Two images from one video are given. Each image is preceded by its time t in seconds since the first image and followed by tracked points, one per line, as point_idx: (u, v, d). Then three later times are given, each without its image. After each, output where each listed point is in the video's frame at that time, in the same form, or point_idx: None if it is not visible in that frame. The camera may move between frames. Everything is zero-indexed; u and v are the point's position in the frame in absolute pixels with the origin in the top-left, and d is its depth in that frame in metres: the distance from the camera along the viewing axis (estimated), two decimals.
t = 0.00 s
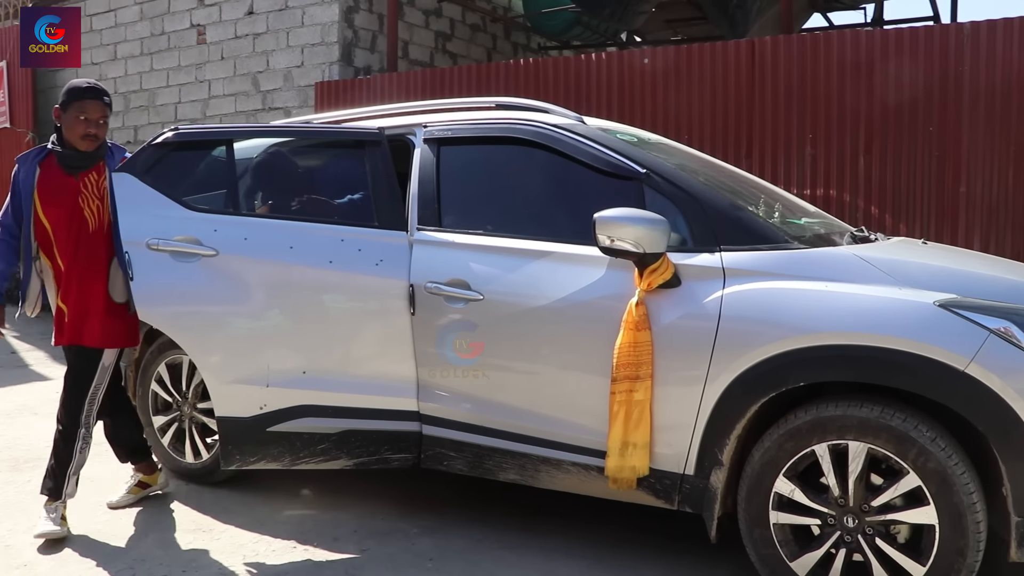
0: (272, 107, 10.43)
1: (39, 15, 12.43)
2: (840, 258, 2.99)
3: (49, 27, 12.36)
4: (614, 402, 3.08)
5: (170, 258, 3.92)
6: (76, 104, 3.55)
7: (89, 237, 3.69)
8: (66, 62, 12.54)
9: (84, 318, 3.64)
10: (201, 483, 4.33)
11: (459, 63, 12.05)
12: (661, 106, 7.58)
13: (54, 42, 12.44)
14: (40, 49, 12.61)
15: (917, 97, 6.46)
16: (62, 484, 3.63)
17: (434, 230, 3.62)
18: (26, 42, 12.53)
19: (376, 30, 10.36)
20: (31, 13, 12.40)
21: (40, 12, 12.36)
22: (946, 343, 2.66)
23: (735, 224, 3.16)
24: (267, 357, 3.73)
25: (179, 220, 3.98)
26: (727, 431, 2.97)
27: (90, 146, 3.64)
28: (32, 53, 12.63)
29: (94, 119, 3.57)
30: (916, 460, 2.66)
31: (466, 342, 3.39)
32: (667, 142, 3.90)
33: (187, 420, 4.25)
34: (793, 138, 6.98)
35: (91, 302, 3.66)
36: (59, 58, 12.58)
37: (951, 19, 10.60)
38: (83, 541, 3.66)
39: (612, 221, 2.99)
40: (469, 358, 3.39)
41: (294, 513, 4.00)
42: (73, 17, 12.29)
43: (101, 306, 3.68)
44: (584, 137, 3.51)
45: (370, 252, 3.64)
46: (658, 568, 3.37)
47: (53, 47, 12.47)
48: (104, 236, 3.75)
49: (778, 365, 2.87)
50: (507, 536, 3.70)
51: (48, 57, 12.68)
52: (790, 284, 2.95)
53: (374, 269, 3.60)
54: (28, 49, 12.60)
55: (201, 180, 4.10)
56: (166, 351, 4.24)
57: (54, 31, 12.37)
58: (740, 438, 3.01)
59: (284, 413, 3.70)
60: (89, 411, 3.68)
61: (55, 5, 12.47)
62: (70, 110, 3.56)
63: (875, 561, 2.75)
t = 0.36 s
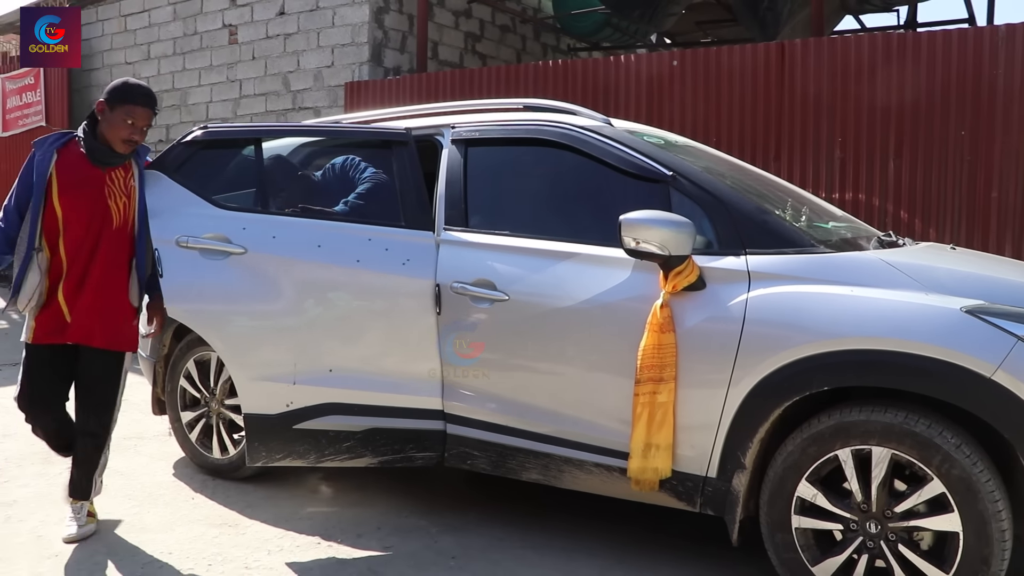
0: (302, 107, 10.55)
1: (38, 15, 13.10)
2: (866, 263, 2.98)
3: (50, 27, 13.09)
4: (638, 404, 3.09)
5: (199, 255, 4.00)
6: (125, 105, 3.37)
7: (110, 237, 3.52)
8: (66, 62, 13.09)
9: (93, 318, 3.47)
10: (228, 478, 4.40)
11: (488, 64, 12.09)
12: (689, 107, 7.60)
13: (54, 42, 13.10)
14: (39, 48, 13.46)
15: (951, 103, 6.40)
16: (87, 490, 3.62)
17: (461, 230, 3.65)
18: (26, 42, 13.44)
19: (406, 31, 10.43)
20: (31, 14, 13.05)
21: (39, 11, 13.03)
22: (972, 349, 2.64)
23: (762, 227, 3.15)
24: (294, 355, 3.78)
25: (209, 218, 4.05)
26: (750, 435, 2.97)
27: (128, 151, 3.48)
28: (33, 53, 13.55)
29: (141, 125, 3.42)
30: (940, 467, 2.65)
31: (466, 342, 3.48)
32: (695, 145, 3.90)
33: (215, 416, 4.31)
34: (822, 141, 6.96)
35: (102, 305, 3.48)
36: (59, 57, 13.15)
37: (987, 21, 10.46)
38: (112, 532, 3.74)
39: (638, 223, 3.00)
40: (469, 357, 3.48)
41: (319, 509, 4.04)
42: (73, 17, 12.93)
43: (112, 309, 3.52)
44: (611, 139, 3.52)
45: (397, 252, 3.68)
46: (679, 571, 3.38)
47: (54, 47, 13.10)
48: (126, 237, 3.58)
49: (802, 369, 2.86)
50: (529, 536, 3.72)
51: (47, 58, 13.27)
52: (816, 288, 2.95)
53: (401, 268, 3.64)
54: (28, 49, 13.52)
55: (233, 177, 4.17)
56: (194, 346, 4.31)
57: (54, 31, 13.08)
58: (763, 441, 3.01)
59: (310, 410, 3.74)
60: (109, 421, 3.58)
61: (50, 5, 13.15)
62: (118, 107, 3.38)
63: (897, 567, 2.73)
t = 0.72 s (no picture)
0: (318, 107, 10.61)
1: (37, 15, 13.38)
2: (880, 264, 2.99)
3: (50, 27, 13.52)
4: (651, 404, 3.11)
5: (216, 254, 4.03)
6: (150, 96, 3.16)
7: (139, 237, 3.34)
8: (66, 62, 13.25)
9: (133, 324, 3.29)
10: (244, 475, 4.44)
11: (504, 64, 12.12)
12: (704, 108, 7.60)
13: (54, 42, 13.45)
14: (39, 49, 13.65)
15: (969, 105, 6.38)
16: (105, 482, 3.64)
17: (476, 230, 3.68)
18: (26, 43, 13.53)
19: (422, 31, 10.47)
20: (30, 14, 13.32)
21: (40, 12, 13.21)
22: (987, 351, 2.64)
23: (777, 229, 3.16)
24: (310, 354, 3.81)
25: (227, 217, 4.09)
26: (763, 435, 2.98)
27: (145, 146, 3.27)
28: (32, 53, 13.65)
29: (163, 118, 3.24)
30: (953, 468, 2.65)
31: (466, 342, 3.55)
32: (710, 146, 3.91)
33: (231, 414, 4.36)
34: (838, 141, 6.96)
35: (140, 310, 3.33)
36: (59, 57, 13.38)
37: (1007, 21, 10.38)
38: (131, 529, 3.79)
39: (652, 224, 3.02)
40: (468, 357, 3.55)
41: (334, 507, 4.08)
42: (74, 17, 13.24)
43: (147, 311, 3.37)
44: (626, 140, 3.54)
45: (412, 251, 3.71)
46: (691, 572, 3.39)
47: (54, 47, 13.44)
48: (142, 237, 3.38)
49: (815, 369, 2.87)
50: (543, 535, 3.74)
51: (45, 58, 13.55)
52: (829, 289, 2.95)
53: (417, 268, 3.67)
54: (28, 50, 13.60)
55: (250, 176, 4.21)
56: (209, 346, 4.35)
57: (54, 31, 13.48)
58: (776, 442, 3.02)
59: (326, 409, 3.77)
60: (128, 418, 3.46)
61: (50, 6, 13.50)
62: (142, 99, 3.17)
63: (910, 568, 2.74)
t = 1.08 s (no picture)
0: (327, 104, 10.65)
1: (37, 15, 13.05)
2: (888, 259, 3.00)
3: (49, 27, 13.11)
4: (661, 398, 3.13)
5: (227, 252, 4.06)
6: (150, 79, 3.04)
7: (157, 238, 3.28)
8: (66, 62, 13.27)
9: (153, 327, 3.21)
10: (256, 471, 4.49)
11: (513, 60, 12.13)
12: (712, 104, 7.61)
13: (54, 42, 13.20)
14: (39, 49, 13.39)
15: (980, 97, 6.37)
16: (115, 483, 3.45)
17: (486, 227, 3.71)
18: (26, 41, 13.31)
19: (431, 28, 10.50)
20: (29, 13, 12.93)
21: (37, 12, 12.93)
22: (994, 345, 2.65)
23: (784, 224, 3.18)
24: (321, 351, 3.84)
25: (238, 215, 4.13)
26: (772, 428, 2.99)
27: (150, 133, 3.14)
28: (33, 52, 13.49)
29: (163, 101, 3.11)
30: (960, 461, 2.67)
31: (466, 343, 3.61)
32: (719, 142, 3.92)
33: (244, 411, 4.40)
34: (847, 135, 6.96)
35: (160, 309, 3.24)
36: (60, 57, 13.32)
37: (1016, 14, 10.34)
38: (146, 525, 3.84)
39: (661, 220, 3.04)
40: (468, 358, 3.61)
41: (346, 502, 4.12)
42: (74, 18, 13.10)
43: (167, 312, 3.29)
44: (635, 136, 3.55)
45: (423, 248, 3.74)
46: (701, 565, 3.41)
47: (54, 47, 13.25)
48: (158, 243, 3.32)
49: (823, 364, 2.89)
50: (553, 529, 3.77)
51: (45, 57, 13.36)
52: (837, 284, 2.97)
53: (428, 265, 3.70)
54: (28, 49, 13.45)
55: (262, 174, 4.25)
56: (222, 342, 4.40)
57: (54, 31, 13.14)
58: (785, 436, 3.04)
59: (338, 405, 3.81)
60: (161, 415, 3.42)
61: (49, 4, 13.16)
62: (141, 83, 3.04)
63: (918, 560, 2.76)
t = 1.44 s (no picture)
0: (329, 102, 10.66)
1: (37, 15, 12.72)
2: (887, 258, 3.02)
3: (50, 27, 12.92)
4: (661, 395, 3.14)
5: (230, 249, 4.09)
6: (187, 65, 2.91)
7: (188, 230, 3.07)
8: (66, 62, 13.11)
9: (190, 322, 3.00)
10: (257, 468, 4.51)
11: (515, 58, 12.15)
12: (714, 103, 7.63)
13: (54, 42, 13.01)
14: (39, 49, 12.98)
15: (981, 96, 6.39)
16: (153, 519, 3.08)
17: (487, 224, 3.73)
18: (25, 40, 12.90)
19: (433, 26, 10.52)
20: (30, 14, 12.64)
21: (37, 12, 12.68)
22: (993, 344, 2.67)
23: (784, 222, 3.19)
24: (323, 348, 3.86)
25: (240, 212, 4.15)
26: (772, 426, 3.01)
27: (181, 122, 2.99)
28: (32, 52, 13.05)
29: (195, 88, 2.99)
30: (958, 458, 2.68)
31: (466, 342, 3.63)
32: (720, 140, 3.93)
33: (245, 408, 4.41)
34: (848, 135, 6.97)
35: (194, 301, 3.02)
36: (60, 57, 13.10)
37: (1018, 13, 10.35)
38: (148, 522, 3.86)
39: (661, 218, 3.05)
40: (468, 357, 3.63)
41: (346, 499, 4.14)
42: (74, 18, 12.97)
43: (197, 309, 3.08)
44: (636, 134, 3.57)
45: (424, 246, 3.76)
46: (701, 563, 3.43)
47: (54, 47, 13.02)
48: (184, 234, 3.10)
49: (822, 362, 2.90)
50: (553, 526, 3.79)
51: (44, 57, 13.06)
52: (836, 283, 2.99)
53: (429, 262, 3.72)
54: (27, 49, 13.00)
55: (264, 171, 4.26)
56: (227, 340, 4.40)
57: (54, 31, 12.99)
58: (784, 434, 3.06)
59: (339, 402, 3.82)
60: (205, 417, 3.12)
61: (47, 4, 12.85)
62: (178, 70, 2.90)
63: (916, 557, 2.77)
